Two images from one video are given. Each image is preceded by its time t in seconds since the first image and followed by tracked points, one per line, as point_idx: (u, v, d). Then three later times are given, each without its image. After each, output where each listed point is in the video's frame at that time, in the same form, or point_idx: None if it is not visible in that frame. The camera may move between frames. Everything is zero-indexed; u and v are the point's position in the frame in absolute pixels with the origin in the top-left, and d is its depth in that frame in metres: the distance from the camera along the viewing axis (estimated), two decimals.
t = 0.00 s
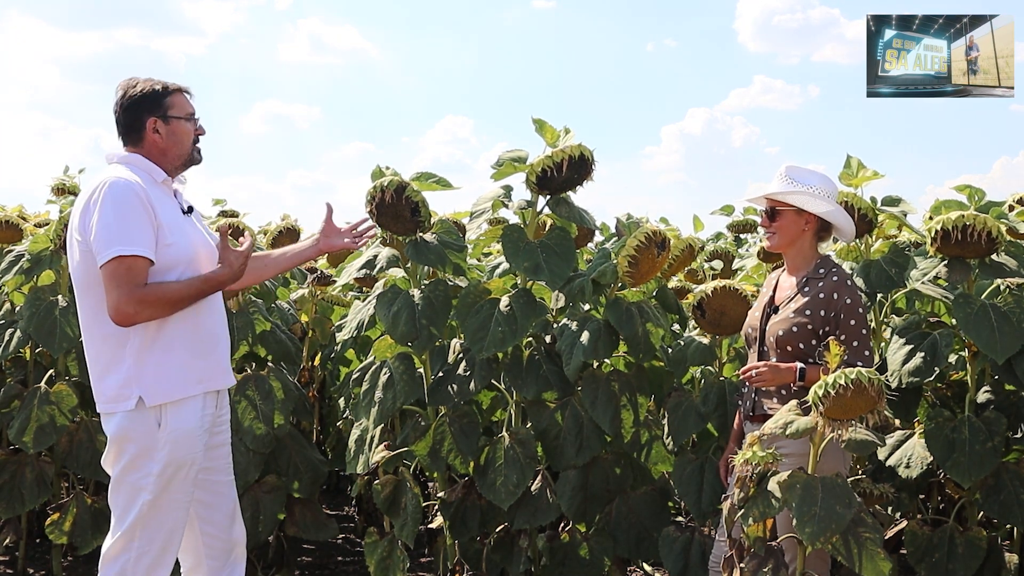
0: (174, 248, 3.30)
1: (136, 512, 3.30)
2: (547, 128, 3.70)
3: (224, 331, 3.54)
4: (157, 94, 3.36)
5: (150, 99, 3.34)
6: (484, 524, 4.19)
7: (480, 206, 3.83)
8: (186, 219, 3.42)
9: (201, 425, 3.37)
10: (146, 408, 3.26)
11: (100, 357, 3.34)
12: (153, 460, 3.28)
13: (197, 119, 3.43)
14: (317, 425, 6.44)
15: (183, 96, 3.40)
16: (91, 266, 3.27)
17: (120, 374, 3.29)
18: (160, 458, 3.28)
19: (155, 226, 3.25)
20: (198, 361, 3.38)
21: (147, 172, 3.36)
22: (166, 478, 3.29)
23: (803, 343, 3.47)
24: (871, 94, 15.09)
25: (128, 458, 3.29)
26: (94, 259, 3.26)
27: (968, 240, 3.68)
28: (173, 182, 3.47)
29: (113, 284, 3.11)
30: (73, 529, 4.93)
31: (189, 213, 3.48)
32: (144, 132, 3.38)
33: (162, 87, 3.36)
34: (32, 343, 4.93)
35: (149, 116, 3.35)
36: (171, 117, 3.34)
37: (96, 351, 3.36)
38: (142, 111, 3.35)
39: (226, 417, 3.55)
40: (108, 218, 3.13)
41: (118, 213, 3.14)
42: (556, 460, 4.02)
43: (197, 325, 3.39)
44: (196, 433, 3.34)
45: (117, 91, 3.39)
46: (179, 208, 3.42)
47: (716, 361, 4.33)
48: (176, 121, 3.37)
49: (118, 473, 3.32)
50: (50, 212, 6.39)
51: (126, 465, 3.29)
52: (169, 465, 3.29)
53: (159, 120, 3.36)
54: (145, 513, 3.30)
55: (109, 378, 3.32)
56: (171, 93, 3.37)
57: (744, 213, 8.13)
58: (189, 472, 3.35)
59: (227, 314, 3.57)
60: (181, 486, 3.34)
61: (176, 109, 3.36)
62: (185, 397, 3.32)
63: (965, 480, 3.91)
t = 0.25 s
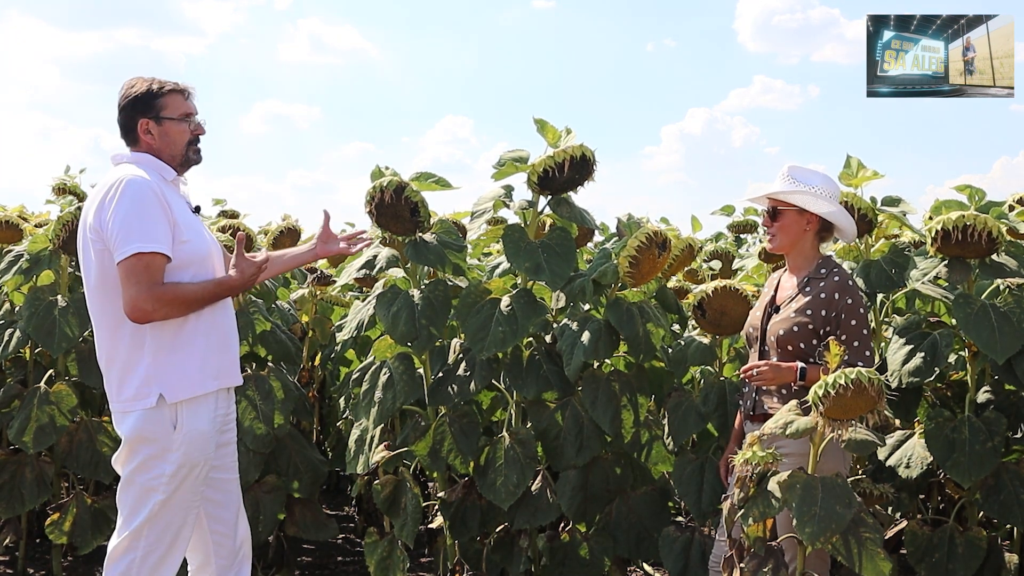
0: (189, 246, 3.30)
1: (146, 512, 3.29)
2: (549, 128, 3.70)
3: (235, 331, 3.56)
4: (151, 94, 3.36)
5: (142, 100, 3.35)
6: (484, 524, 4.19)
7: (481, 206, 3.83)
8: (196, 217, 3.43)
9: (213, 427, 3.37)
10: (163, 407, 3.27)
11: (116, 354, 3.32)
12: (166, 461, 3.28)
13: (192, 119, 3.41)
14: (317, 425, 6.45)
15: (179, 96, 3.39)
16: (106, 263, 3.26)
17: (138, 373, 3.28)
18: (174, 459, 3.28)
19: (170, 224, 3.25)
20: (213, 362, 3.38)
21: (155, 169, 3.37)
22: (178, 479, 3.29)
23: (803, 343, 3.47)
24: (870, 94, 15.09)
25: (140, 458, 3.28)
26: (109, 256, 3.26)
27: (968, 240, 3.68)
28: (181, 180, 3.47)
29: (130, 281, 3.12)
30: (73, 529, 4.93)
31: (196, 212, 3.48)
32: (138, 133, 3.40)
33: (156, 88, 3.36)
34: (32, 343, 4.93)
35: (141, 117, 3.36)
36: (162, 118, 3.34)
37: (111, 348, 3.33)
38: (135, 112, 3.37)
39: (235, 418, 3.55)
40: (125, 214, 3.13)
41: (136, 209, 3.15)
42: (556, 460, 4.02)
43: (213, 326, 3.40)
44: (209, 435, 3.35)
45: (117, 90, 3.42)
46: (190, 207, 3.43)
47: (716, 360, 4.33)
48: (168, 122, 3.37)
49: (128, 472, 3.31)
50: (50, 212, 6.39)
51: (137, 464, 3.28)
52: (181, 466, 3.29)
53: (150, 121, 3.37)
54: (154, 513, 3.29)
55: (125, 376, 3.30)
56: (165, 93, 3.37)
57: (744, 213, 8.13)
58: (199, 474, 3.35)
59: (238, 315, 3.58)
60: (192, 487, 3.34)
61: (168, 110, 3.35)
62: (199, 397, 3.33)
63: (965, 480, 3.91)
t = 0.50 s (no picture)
0: (207, 244, 3.31)
1: (147, 511, 3.29)
2: (550, 128, 3.70)
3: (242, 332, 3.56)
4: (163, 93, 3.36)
5: (154, 99, 3.35)
6: (484, 524, 4.19)
7: (481, 206, 3.83)
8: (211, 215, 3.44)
9: (217, 429, 3.38)
10: (169, 407, 3.27)
11: (127, 348, 3.32)
12: (170, 461, 3.28)
13: (204, 116, 3.41)
14: (318, 425, 6.45)
15: (191, 94, 3.38)
16: (124, 259, 3.26)
17: (147, 370, 3.28)
18: (177, 459, 3.28)
19: (190, 222, 3.26)
20: (221, 363, 3.39)
21: (172, 169, 3.37)
22: (181, 479, 3.29)
23: (804, 343, 3.47)
24: (869, 94, 15.10)
25: (144, 457, 3.28)
26: (128, 252, 3.25)
27: (968, 240, 3.68)
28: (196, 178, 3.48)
29: (152, 278, 3.12)
30: (73, 530, 4.93)
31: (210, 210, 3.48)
32: (151, 131, 3.40)
33: (168, 86, 3.36)
34: (32, 343, 4.93)
35: (154, 116, 3.36)
36: (174, 116, 3.33)
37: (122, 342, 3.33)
38: (147, 111, 3.37)
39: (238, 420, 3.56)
40: (148, 212, 3.13)
41: (158, 207, 3.15)
42: (556, 460, 4.02)
43: (224, 325, 3.41)
44: (213, 437, 3.36)
45: (129, 90, 3.41)
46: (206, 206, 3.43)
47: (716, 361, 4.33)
48: (181, 120, 3.37)
49: (131, 470, 3.31)
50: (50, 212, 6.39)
51: (140, 463, 3.28)
52: (185, 467, 3.29)
53: (163, 119, 3.36)
54: (156, 513, 3.29)
55: (133, 373, 3.30)
56: (177, 91, 3.36)
57: (744, 213, 8.13)
58: (202, 475, 3.35)
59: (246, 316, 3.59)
60: (194, 487, 3.34)
61: (180, 107, 3.35)
62: (206, 398, 3.33)
63: (965, 480, 3.91)
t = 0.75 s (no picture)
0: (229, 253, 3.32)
1: (145, 511, 3.29)
2: (550, 128, 3.70)
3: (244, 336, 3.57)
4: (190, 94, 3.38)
5: (182, 100, 3.37)
6: (484, 524, 4.19)
7: (481, 205, 3.83)
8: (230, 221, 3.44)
9: (217, 430, 3.39)
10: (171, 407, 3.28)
11: (135, 347, 3.31)
12: (169, 461, 3.29)
13: (231, 116, 3.42)
14: (318, 425, 6.45)
15: (217, 94, 3.40)
16: (148, 262, 3.25)
17: (153, 370, 3.28)
18: (177, 459, 3.28)
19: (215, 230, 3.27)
20: (223, 366, 3.40)
21: (201, 173, 3.37)
22: (180, 480, 3.29)
23: (804, 342, 3.47)
24: (868, 94, 15.11)
25: (144, 457, 3.28)
26: (151, 254, 3.25)
27: (968, 240, 3.68)
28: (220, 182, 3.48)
29: (181, 285, 3.13)
30: (73, 530, 4.93)
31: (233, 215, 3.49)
32: (180, 133, 3.41)
33: (194, 87, 3.38)
34: (32, 343, 4.93)
35: (182, 117, 3.38)
36: (201, 116, 3.35)
37: (130, 340, 3.32)
38: (175, 113, 3.38)
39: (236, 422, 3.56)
40: (178, 218, 3.14)
41: (187, 214, 3.15)
42: (556, 460, 4.03)
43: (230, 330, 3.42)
44: (213, 438, 3.36)
45: (157, 93, 3.43)
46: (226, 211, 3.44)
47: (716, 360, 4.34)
48: (209, 120, 3.38)
49: (129, 469, 3.31)
50: (50, 212, 6.39)
51: (139, 462, 3.28)
52: (184, 467, 3.29)
53: (191, 120, 3.38)
54: (154, 513, 3.29)
55: (139, 371, 3.30)
56: (203, 91, 3.38)
57: (744, 213, 8.13)
58: (201, 475, 3.36)
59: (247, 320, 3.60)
60: (193, 488, 3.35)
61: (207, 108, 3.36)
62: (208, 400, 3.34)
63: (965, 480, 3.91)
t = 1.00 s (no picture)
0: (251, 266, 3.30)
1: (149, 510, 3.29)
2: (549, 128, 3.70)
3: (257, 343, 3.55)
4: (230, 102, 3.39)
5: (222, 108, 3.38)
6: (484, 524, 4.19)
7: (481, 206, 3.83)
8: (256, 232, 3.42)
9: (224, 434, 3.37)
10: (178, 407, 3.28)
11: (147, 344, 3.30)
12: (174, 462, 3.28)
13: (271, 124, 3.44)
14: (318, 425, 6.45)
15: (257, 103, 3.42)
16: (170, 266, 3.23)
17: (162, 369, 3.27)
18: (182, 460, 3.28)
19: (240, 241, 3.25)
20: (231, 373, 3.37)
21: (234, 182, 3.37)
22: (185, 480, 3.29)
23: (804, 342, 3.47)
24: (867, 94, 15.12)
25: (150, 456, 3.29)
26: (173, 258, 3.22)
27: (968, 240, 3.68)
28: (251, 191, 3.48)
29: (202, 293, 3.10)
30: (73, 530, 4.93)
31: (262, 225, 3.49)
32: (219, 141, 3.42)
33: (235, 95, 3.39)
34: (32, 343, 4.93)
35: (223, 125, 3.39)
36: (242, 123, 3.36)
37: (143, 338, 3.32)
38: (216, 121, 3.40)
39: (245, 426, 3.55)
40: (206, 226, 3.11)
41: (215, 222, 3.13)
42: (556, 460, 4.03)
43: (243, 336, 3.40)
44: (219, 441, 3.35)
45: (196, 102, 3.45)
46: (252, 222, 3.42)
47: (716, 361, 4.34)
48: (249, 128, 3.40)
49: (136, 468, 3.32)
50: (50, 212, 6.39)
51: (145, 461, 3.29)
52: (189, 468, 3.29)
53: (232, 128, 3.39)
54: (158, 512, 3.29)
55: (148, 369, 3.29)
56: (243, 100, 3.40)
57: (744, 213, 8.14)
58: (207, 477, 3.35)
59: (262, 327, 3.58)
60: (198, 489, 3.34)
61: (248, 115, 3.38)
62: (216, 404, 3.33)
63: (965, 480, 3.91)
